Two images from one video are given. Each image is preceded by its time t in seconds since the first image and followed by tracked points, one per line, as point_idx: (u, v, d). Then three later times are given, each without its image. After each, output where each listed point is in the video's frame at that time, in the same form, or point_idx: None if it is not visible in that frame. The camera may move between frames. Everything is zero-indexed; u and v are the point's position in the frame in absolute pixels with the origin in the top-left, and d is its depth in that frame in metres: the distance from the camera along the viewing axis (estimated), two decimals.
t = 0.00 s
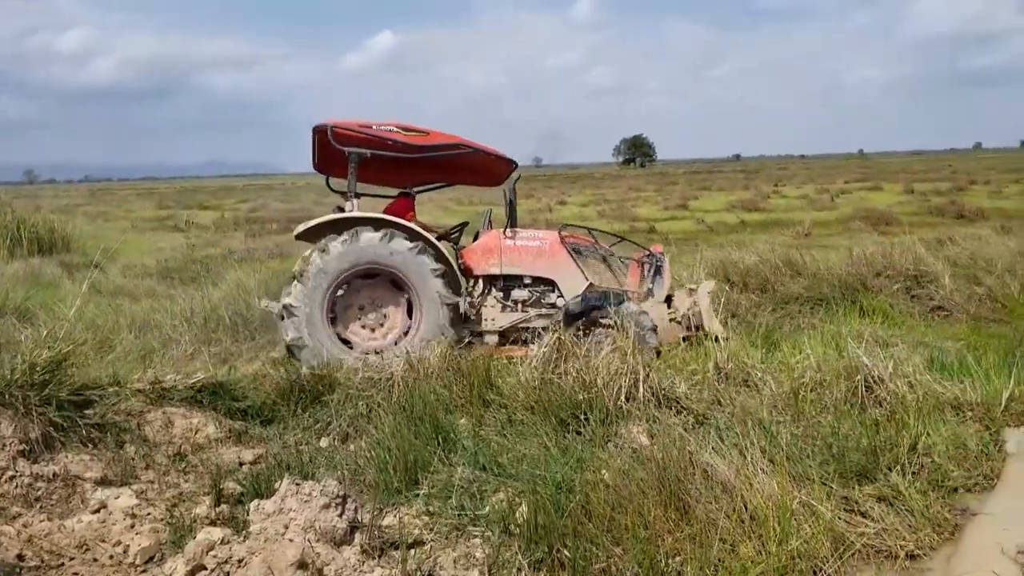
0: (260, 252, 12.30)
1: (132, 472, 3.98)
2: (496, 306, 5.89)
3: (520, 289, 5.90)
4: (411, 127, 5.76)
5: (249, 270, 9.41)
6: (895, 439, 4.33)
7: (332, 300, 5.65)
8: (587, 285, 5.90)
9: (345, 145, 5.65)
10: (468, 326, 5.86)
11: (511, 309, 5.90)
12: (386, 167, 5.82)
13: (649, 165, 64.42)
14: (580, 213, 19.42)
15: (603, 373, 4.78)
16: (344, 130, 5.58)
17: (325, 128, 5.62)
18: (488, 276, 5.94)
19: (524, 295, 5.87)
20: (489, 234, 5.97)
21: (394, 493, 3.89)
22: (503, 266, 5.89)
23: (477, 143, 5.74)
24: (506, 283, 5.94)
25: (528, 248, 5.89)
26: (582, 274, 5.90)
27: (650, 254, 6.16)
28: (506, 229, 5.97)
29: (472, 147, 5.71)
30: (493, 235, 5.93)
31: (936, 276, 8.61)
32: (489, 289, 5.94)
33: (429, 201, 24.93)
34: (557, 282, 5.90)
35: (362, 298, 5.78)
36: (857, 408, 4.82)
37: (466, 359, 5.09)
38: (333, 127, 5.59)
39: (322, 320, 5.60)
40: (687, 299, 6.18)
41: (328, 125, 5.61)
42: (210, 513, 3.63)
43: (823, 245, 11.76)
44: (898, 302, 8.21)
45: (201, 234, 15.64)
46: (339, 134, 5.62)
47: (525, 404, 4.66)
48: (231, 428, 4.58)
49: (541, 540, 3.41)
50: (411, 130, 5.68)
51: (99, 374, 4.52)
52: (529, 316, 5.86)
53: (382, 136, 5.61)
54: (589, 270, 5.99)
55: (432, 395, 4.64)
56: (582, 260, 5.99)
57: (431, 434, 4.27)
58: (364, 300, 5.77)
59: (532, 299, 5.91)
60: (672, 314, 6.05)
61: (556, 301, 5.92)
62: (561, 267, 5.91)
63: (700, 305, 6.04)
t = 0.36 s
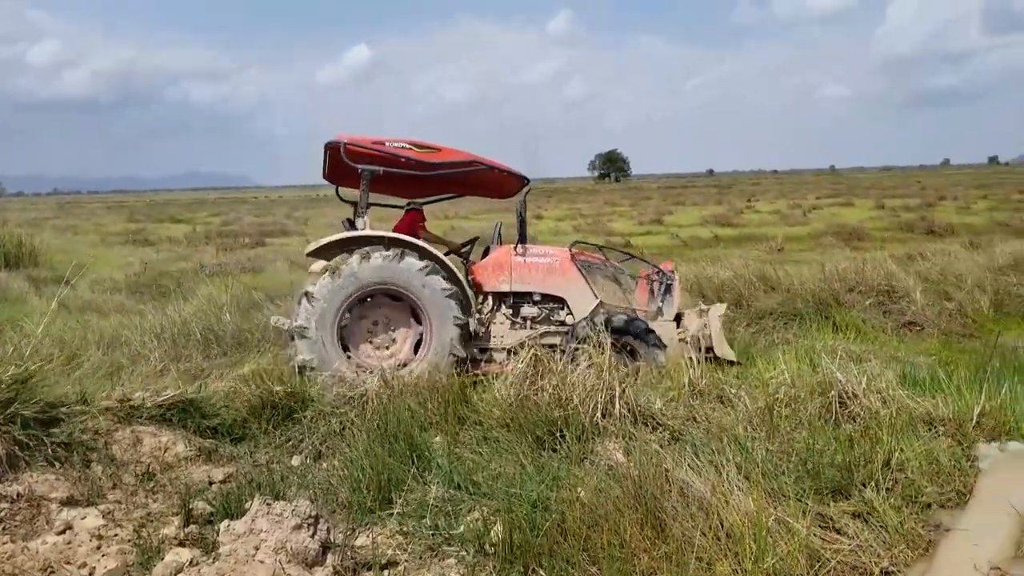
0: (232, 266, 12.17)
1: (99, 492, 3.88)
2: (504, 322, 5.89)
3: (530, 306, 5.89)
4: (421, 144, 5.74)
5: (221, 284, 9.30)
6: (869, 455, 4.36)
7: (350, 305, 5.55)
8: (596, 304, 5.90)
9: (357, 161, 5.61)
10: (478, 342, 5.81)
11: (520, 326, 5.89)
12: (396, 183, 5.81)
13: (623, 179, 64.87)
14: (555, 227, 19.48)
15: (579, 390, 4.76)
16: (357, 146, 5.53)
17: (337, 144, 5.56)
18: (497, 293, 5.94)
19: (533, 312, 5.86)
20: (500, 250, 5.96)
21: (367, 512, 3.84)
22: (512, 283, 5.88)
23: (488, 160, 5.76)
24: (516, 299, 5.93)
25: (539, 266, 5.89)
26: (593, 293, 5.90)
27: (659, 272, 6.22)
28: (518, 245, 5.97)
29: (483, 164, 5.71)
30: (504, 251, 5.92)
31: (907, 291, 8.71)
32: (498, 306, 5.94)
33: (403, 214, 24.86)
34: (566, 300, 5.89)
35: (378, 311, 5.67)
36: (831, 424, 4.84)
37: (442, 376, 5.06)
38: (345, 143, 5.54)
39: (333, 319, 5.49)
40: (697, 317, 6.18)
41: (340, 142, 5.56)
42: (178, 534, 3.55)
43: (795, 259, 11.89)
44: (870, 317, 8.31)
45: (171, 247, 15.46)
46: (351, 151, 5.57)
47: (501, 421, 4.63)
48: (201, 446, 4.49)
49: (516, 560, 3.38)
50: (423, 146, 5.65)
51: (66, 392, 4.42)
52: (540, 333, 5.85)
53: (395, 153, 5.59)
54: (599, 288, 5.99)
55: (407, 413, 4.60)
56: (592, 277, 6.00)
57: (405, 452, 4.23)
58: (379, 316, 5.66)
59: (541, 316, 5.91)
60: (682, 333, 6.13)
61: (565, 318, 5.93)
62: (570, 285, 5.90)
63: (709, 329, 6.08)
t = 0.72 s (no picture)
0: (215, 270, 12.12)
1: (81, 496, 3.86)
2: (498, 327, 5.92)
3: (524, 310, 5.90)
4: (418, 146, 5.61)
5: (204, 288, 9.27)
6: (849, 456, 4.41)
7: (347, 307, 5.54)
8: (589, 309, 5.92)
9: (352, 166, 5.54)
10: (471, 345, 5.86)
11: (513, 330, 5.91)
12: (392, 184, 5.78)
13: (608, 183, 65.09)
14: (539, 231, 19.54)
15: (562, 392, 4.78)
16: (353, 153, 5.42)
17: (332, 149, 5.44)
18: (491, 297, 5.96)
19: (527, 316, 5.87)
20: (494, 254, 5.99)
21: (351, 514, 3.85)
22: (506, 287, 5.91)
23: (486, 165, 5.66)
24: (510, 303, 5.95)
25: (532, 270, 5.91)
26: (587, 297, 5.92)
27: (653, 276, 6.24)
28: (511, 249, 6.00)
29: (479, 169, 5.62)
30: (498, 255, 5.96)
31: (887, 294, 8.81)
32: (492, 310, 5.97)
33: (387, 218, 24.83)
34: (560, 304, 5.91)
35: (375, 314, 5.66)
36: (811, 425, 4.90)
37: (426, 379, 5.07)
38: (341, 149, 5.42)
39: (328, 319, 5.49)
40: (690, 321, 6.14)
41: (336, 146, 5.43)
42: (161, 537, 3.54)
43: (776, 263, 12.01)
44: (850, 320, 8.40)
45: (153, 251, 15.37)
46: (347, 155, 5.46)
47: (485, 423, 4.65)
48: (183, 449, 4.48)
49: (499, 561, 3.40)
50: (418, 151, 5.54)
51: (47, 397, 4.40)
52: (533, 336, 5.87)
53: (392, 159, 5.49)
54: (593, 292, 6.03)
55: (390, 415, 4.61)
56: (585, 281, 6.03)
57: (389, 454, 4.24)
58: (376, 320, 5.65)
59: (535, 320, 5.92)
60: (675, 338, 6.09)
61: (559, 322, 5.94)
62: (563, 289, 5.91)
63: (702, 336, 6.04)
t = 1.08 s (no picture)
0: (199, 273, 12.04)
1: (60, 502, 3.82)
2: (483, 333, 5.94)
3: (508, 317, 5.93)
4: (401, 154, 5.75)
5: (189, 292, 9.21)
6: (831, 464, 4.43)
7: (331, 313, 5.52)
8: (573, 315, 5.95)
9: (336, 172, 5.61)
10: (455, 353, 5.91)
11: (497, 337, 5.94)
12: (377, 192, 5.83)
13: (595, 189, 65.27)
14: (526, 237, 19.55)
15: (546, 400, 4.78)
16: (336, 158, 5.54)
17: (316, 155, 5.56)
18: (476, 303, 5.95)
19: (511, 323, 5.90)
20: (478, 261, 5.97)
21: (333, 522, 3.83)
22: (491, 294, 5.90)
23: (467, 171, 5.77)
24: (495, 310, 5.97)
25: (517, 277, 5.89)
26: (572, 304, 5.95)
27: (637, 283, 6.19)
28: (496, 256, 5.98)
29: (460, 175, 5.73)
30: (483, 262, 5.93)
31: (871, 303, 8.87)
32: (477, 317, 5.98)
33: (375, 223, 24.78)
34: (544, 310, 5.93)
35: (358, 320, 5.66)
36: (794, 433, 4.91)
37: (409, 386, 5.05)
38: (324, 155, 5.55)
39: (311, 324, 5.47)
40: (674, 328, 6.13)
41: (319, 152, 5.56)
42: (140, 544, 3.51)
43: (762, 271, 12.06)
44: (834, 328, 8.45)
45: (139, 254, 15.27)
46: (330, 162, 5.58)
47: (469, 431, 4.64)
48: (165, 455, 4.44)
49: (482, 569, 3.39)
50: (402, 157, 5.67)
51: (25, 402, 4.34)
52: (517, 343, 5.89)
53: (375, 164, 5.61)
54: (577, 300, 6.00)
55: (374, 422, 4.60)
56: (570, 289, 5.99)
57: (372, 461, 4.22)
58: (360, 327, 5.68)
59: (519, 327, 5.95)
60: (659, 343, 6.12)
61: (543, 329, 5.97)
62: (548, 295, 5.93)
63: (686, 343, 6.03)
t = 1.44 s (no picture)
0: (178, 277, 11.95)
1: (34, 508, 3.76)
2: (493, 339, 5.91)
3: (518, 322, 5.93)
4: (408, 162, 5.65)
5: (167, 297, 9.13)
6: (810, 470, 4.46)
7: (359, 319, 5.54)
8: (583, 319, 5.95)
9: (343, 183, 5.55)
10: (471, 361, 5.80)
11: (508, 342, 5.91)
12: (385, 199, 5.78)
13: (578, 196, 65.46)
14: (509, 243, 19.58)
15: (529, 406, 4.78)
16: (343, 170, 5.45)
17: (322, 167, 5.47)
18: (486, 309, 5.96)
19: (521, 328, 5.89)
20: (487, 267, 5.98)
21: (313, 529, 3.81)
22: (501, 300, 5.91)
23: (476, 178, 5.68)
24: (504, 316, 5.96)
25: (527, 282, 5.92)
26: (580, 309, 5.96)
27: (645, 285, 6.24)
28: (503, 261, 6.00)
29: (470, 184, 5.65)
30: (492, 268, 5.96)
31: (850, 311, 8.96)
32: (486, 323, 5.97)
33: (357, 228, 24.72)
34: (554, 316, 5.94)
35: (381, 331, 5.67)
36: (774, 439, 4.95)
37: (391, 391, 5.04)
38: (331, 167, 5.46)
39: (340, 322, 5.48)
40: (683, 330, 6.11)
41: (325, 164, 5.46)
42: (117, 551, 3.47)
43: (742, 278, 12.15)
44: (814, 335, 8.53)
45: (117, 258, 15.13)
46: (338, 173, 5.50)
47: (451, 437, 4.62)
48: (142, 461, 4.40)
49: None
50: (410, 167, 5.58)
51: None
52: (527, 348, 5.87)
53: (382, 175, 5.52)
54: (585, 303, 6.04)
55: (355, 428, 4.58)
56: (578, 292, 6.04)
57: (353, 467, 4.20)
58: (380, 342, 5.68)
59: (529, 332, 5.95)
60: (666, 345, 6.10)
61: (552, 333, 5.96)
62: (557, 300, 5.94)
63: (697, 344, 6.03)
